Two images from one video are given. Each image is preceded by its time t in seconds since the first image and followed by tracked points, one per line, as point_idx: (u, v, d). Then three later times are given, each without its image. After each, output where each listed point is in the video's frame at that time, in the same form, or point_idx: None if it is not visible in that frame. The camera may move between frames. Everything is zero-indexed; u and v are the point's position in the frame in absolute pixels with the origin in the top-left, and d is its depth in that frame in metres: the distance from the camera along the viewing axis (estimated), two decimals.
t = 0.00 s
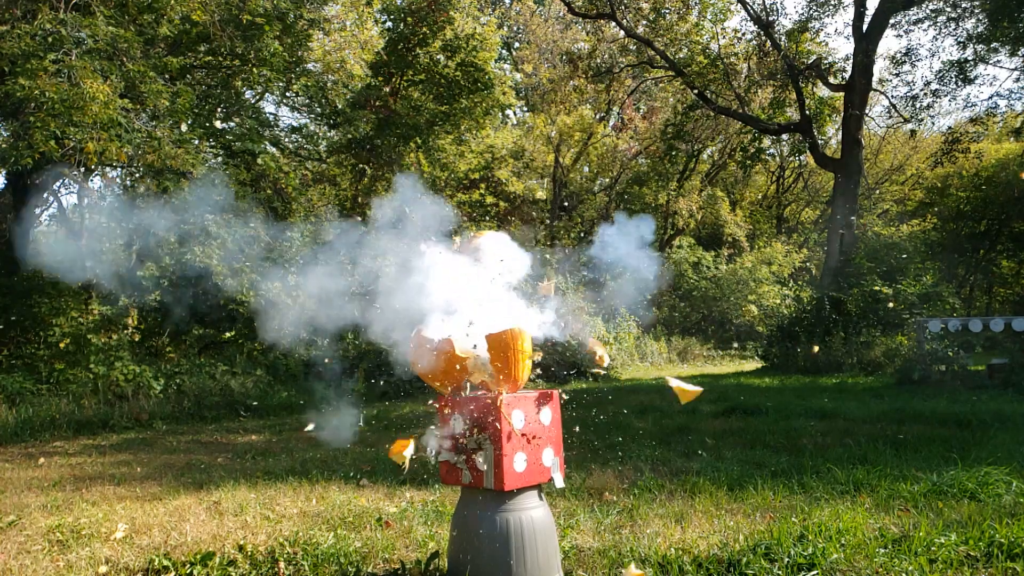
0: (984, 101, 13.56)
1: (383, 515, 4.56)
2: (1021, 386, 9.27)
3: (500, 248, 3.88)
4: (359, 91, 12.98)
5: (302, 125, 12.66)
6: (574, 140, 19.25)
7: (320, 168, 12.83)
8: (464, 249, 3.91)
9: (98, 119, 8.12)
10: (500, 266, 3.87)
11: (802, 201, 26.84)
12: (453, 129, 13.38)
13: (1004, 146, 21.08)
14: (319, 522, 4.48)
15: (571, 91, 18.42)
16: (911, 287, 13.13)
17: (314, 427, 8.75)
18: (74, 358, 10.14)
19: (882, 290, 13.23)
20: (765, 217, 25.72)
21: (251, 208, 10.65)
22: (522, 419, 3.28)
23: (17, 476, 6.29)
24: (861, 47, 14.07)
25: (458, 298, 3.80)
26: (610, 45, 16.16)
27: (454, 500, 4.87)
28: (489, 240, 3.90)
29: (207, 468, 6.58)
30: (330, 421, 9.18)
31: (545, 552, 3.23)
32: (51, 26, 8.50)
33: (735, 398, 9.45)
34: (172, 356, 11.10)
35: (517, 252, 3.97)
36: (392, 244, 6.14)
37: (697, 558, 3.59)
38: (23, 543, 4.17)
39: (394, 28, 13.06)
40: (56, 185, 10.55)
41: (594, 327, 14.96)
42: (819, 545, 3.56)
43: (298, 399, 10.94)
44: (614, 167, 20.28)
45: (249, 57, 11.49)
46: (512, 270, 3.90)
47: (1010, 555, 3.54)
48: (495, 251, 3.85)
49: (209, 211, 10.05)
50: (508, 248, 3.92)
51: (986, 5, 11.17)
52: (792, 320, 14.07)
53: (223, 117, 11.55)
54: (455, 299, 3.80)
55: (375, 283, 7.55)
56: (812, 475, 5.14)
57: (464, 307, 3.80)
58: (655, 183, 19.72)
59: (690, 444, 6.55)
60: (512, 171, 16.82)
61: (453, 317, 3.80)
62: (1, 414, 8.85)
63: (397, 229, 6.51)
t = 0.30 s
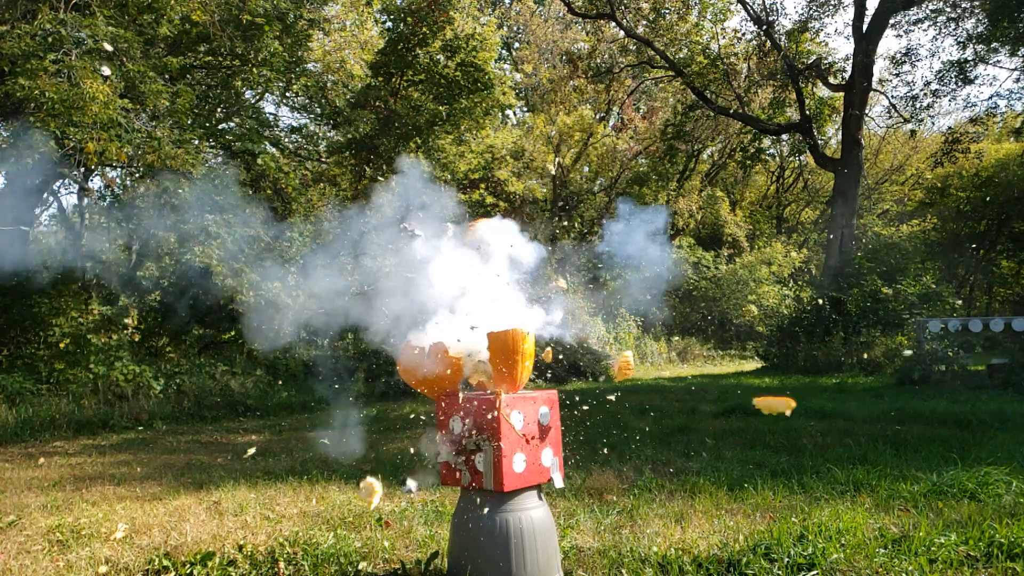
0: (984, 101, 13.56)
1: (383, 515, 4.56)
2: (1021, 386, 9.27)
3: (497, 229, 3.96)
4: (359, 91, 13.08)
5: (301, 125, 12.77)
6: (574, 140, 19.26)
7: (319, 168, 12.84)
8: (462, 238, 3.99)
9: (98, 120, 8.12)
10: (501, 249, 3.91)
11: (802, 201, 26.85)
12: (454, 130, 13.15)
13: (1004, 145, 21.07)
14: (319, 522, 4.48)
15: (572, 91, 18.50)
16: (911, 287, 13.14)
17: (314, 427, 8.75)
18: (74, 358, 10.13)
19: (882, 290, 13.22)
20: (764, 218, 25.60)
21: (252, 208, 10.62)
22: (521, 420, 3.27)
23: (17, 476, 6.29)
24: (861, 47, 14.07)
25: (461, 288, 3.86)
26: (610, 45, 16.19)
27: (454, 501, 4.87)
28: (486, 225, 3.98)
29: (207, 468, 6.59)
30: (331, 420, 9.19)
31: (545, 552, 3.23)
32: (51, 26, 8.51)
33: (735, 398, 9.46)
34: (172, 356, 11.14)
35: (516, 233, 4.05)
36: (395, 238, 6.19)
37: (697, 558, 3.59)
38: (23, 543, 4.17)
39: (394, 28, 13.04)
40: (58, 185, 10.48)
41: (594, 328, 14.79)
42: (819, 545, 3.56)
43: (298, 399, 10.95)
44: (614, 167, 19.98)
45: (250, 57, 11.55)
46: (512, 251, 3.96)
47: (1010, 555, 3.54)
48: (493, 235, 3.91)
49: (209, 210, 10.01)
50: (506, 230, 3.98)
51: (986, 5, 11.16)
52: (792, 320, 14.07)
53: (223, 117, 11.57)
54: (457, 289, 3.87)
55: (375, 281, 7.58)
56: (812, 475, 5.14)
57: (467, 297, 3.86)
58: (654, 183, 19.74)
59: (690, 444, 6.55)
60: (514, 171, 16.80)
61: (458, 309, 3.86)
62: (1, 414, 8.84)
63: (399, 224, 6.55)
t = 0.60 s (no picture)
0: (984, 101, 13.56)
1: (383, 515, 4.56)
2: (1021, 386, 9.27)
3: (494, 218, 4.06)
4: (360, 91, 12.99)
5: (301, 124, 12.81)
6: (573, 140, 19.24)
7: (319, 168, 12.64)
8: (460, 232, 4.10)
9: (98, 119, 8.13)
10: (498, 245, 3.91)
11: (802, 201, 26.82)
12: (454, 130, 13.01)
13: (1004, 146, 21.07)
14: (319, 522, 4.48)
15: (571, 91, 18.55)
16: (911, 287, 13.14)
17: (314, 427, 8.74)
18: (74, 358, 10.22)
19: (882, 290, 13.22)
20: (764, 217, 25.60)
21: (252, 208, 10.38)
22: (520, 419, 3.27)
23: (17, 475, 6.29)
24: (861, 47, 14.07)
25: (462, 284, 3.91)
26: (610, 45, 16.21)
27: (454, 501, 4.87)
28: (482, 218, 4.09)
29: (207, 467, 6.58)
30: (331, 420, 9.19)
31: (545, 552, 3.23)
32: (51, 26, 8.51)
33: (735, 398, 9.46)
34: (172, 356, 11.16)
35: (515, 222, 4.14)
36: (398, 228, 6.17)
37: (697, 558, 3.59)
38: (24, 543, 4.17)
39: (394, 28, 13.05)
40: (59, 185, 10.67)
41: (593, 328, 14.79)
42: (819, 545, 3.56)
43: (298, 399, 10.94)
44: (614, 167, 20.13)
45: (250, 57, 11.59)
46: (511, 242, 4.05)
47: (1010, 555, 3.54)
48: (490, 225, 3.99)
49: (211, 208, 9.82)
50: (504, 219, 4.08)
51: (986, 5, 11.14)
52: (792, 320, 14.07)
53: (224, 117, 11.62)
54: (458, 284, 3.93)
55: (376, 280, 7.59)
56: (812, 475, 5.14)
57: (466, 297, 3.87)
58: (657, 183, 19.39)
59: (690, 444, 6.56)
60: (515, 171, 16.81)
61: (459, 307, 3.88)
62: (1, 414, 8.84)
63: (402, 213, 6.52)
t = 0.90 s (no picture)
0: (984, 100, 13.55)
1: (383, 515, 4.56)
2: (1021, 386, 9.27)
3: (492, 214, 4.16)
4: (359, 91, 12.96)
5: (302, 124, 12.97)
6: (573, 140, 19.19)
7: (319, 168, 12.68)
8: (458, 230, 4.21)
9: (98, 119, 8.13)
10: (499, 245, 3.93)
11: (802, 201, 26.79)
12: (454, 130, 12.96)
13: (1004, 146, 21.07)
14: (319, 522, 4.48)
15: (571, 92, 18.54)
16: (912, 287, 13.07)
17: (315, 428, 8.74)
18: (74, 357, 10.29)
19: (883, 289, 13.20)
20: (765, 217, 25.60)
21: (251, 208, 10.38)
22: (520, 419, 3.26)
23: (17, 476, 6.29)
24: (861, 47, 14.08)
25: (460, 285, 3.94)
26: (610, 45, 16.23)
27: (454, 501, 4.87)
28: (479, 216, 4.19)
29: (207, 467, 6.59)
30: (331, 420, 9.18)
31: (544, 552, 3.23)
32: (51, 26, 8.50)
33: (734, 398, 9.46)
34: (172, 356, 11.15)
35: (514, 218, 4.21)
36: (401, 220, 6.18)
37: (697, 558, 3.59)
38: (24, 543, 4.17)
39: (394, 28, 12.99)
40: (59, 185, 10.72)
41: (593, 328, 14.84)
42: (819, 545, 3.56)
43: (298, 399, 10.92)
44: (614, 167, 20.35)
45: (250, 57, 11.62)
46: (508, 239, 4.14)
47: (1010, 555, 3.54)
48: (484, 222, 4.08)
49: (211, 208, 9.89)
50: (502, 214, 4.18)
51: (987, 5, 11.12)
52: (792, 320, 14.06)
53: (224, 117, 11.64)
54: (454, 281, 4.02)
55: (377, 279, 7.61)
56: (812, 475, 5.14)
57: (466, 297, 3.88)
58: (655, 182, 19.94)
59: (690, 444, 6.56)
60: (515, 171, 16.81)
61: (458, 305, 3.90)
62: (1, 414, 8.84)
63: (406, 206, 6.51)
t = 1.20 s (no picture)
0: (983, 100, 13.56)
1: (383, 515, 4.56)
2: (1020, 385, 9.27)
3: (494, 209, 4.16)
4: (360, 91, 13.01)
5: (301, 125, 12.82)
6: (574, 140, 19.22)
7: (319, 168, 12.68)
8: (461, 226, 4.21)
9: (99, 119, 8.14)
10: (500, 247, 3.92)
11: (802, 201, 26.77)
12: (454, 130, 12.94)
13: (1003, 146, 21.08)
14: (319, 522, 4.48)
15: (571, 92, 18.52)
16: (911, 287, 13.10)
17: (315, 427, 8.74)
18: (74, 357, 10.24)
19: (882, 290, 13.21)
20: (765, 217, 25.60)
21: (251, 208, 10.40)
22: (520, 419, 3.26)
23: (17, 476, 6.29)
24: (861, 47, 14.08)
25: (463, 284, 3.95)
26: (610, 45, 16.26)
27: (454, 501, 4.86)
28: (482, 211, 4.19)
29: (207, 467, 6.58)
30: (331, 420, 9.18)
31: (544, 553, 3.23)
32: (51, 26, 8.50)
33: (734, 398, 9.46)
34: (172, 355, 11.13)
35: (516, 215, 4.20)
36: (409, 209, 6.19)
37: (697, 558, 3.59)
38: (24, 543, 4.17)
39: (394, 28, 13.02)
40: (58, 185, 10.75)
41: (592, 327, 14.88)
42: (819, 545, 3.57)
43: (298, 399, 10.92)
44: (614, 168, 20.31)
45: (250, 57, 11.63)
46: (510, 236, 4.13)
47: (1010, 555, 3.54)
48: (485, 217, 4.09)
49: (211, 207, 10.05)
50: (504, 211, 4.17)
51: (986, 5, 11.13)
52: (792, 320, 14.05)
53: (223, 117, 11.61)
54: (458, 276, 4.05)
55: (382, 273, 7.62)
56: (812, 475, 5.14)
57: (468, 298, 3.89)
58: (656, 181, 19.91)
59: (690, 444, 6.55)
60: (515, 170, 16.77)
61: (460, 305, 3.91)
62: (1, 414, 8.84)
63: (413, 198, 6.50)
